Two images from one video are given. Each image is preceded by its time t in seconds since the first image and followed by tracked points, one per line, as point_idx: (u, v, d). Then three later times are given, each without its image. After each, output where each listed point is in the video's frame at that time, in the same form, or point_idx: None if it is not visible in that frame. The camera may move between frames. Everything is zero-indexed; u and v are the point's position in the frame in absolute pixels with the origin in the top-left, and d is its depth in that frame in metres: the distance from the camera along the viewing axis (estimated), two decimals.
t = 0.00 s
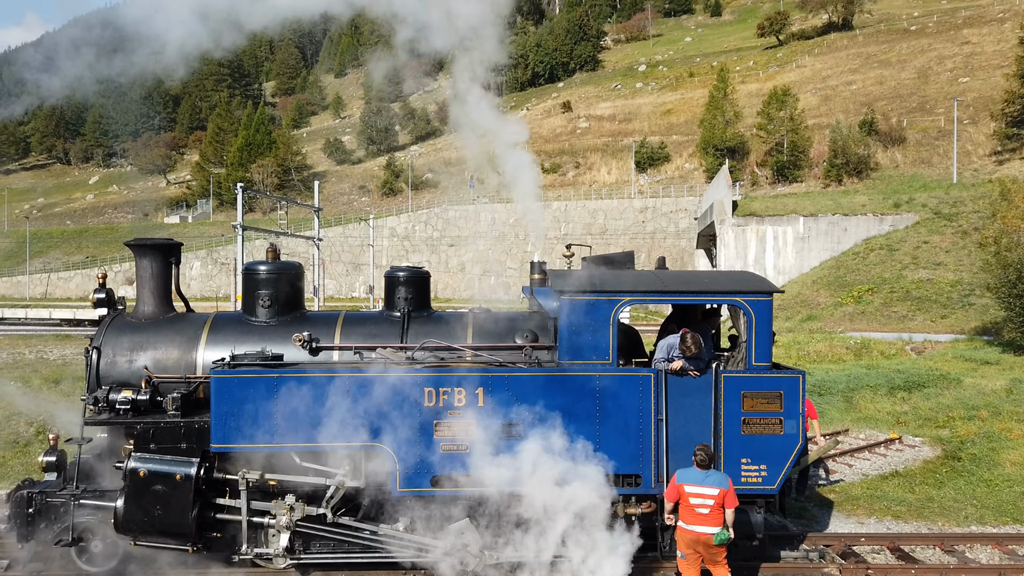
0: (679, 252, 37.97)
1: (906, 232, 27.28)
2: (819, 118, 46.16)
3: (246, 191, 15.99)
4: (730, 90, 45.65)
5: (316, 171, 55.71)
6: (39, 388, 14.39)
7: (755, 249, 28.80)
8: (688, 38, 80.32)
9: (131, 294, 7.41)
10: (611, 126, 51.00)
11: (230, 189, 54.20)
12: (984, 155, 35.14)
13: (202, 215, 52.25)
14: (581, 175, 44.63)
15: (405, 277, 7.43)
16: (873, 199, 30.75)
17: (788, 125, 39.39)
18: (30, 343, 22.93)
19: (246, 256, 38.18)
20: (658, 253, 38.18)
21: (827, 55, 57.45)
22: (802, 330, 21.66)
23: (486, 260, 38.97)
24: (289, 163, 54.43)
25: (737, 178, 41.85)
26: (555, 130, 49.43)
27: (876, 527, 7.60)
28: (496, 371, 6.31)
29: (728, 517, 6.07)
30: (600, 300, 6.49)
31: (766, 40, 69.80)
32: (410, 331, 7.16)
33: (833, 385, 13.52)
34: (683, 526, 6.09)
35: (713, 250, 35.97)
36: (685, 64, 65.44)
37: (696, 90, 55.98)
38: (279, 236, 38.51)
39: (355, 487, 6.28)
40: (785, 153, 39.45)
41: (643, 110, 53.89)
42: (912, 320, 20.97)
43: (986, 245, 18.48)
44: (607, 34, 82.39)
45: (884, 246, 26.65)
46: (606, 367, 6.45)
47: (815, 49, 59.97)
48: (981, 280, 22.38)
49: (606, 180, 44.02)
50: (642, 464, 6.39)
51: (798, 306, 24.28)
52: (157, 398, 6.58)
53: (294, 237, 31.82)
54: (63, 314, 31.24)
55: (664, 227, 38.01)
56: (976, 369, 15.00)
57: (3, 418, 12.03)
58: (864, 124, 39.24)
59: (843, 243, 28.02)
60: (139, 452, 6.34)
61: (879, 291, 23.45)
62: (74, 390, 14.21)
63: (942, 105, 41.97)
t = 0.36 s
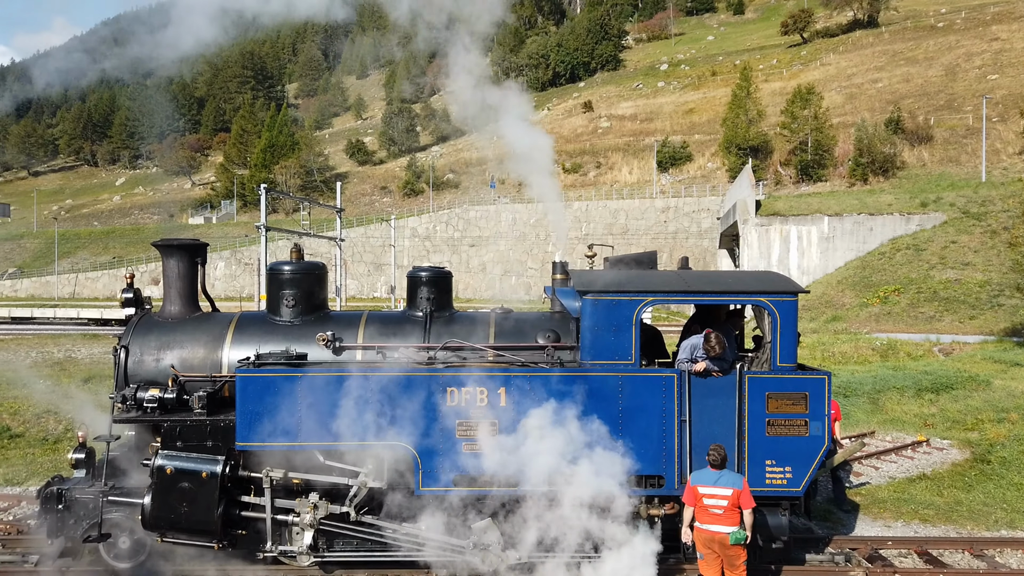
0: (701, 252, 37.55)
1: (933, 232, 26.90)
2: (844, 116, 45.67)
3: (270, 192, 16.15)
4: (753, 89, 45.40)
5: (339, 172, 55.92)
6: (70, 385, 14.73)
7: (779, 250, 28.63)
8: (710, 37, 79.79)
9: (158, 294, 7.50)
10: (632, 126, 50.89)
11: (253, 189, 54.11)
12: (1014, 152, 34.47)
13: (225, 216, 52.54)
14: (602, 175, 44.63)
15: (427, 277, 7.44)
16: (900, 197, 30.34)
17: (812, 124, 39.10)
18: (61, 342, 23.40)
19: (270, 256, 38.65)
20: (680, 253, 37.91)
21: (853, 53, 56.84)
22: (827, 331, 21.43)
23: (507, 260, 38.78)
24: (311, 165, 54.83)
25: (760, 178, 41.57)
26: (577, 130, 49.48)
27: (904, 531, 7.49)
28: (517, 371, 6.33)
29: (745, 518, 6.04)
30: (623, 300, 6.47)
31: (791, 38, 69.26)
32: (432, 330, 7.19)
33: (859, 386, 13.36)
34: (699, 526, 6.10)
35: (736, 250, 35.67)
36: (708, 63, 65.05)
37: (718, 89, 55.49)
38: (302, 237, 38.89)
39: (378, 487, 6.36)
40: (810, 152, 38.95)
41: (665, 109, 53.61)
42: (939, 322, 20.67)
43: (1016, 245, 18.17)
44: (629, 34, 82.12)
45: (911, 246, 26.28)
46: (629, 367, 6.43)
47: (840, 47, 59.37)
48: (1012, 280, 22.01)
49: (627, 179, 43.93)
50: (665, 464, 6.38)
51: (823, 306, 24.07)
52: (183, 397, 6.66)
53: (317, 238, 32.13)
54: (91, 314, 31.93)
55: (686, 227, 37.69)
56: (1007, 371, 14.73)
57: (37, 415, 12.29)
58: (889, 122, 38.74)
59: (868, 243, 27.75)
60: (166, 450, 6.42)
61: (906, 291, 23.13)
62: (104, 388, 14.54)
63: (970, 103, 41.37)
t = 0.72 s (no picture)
0: (729, 252, 37.35)
1: (968, 231, 26.39)
2: (875, 114, 45.00)
3: (298, 192, 16.37)
4: (782, 87, 45.06)
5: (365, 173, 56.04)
6: (107, 383, 15.10)
7: (809, 250, 28.20)
8: (737, 35, 79.13)
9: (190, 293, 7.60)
10: (659, 126, 50.65)
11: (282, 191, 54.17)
12: None
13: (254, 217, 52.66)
14: (628, 174, 44.52)
15: (454, 277, 7.46)
16: (933, 197, 29.81)
17: (842, 122, 38.65)
18: (96, 343, 23.74)
19: (298, 257, 39.25)
20: (708, 253, 37.58)
21: (884, 49, 56.07)
22: (859, 332, 21.15)
23: (532, 260, 38.72)
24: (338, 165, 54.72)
25: (789, 177, 41.17)
26: (603, 130, 49.40)
27: (938, 535, 7.35)
28: (543, 370, 6.33)
29: (772, 521, 5.97)
30: (651, 300, 6.45)
31: (820, 35, 68.65)
32: (459, 330, 7.22)
33: (891, 388, 13.14)
34: (725, 528, 6.05)
35: (765, 250, 35.19)
36: (735, 61, 64.55)
37: (746, 87, 54.88)
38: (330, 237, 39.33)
39: (406, 486, 6.41)
40: (840, 150, 38.39)
41: (692, 108, 53.18)
42: (974, 323, 20.28)
43: None
44: (655, 33, 81.65)
45: (945, 245, 25.81)
46: (658, 368, 6.40)
47: (871, 44, 58.63)
48: None
49: (654, 179, 43.77)
50: (694, 466, 6.33)
51: (854, 307, 23.76)
52: (215, 395, 6.74)
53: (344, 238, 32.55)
54: (125, 314, 32.50)
55: (713, 226, 37.39)
56: None
57: (72, 412, 12.66)
58: (922, 120, 38.05)
59: (901, 242, 27.21)
60: (198, 448, 6.51)
61: (940, 292, 22.70)
62: (140, 386, 14.90)
63: (1006, 100, 40.56)
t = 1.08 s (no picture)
0: (761, 251, 36.86)
1: (1009, 230, 25.79)
2: (911, 111, 44.26)
3: (329, 193, 16.54)
4: (815, 84, 44.63)
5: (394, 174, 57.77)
6: (152, 383, 15.54)
7: (843, 249, 27.79)
8: (769, 32, 78.41)
9: (225, 294, 7.72)
10: (689, 124, 50.29)
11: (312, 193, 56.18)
12: None
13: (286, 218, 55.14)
14: (658, 174, 44.58)
15: (485, 277, 7.57)
16: (971, 195, 29.25)
17: (877, 119, 38.19)
18: (132, 339, 25.27)
19: (329, 257, 39.92)
20: (740, 253, 37.28)
21: (919, 45, 55.20)
22: (894, 333, 20.87)
23: (561, 260, 38.76)
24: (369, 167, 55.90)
25: (822, 175, 40.77)
26: (632, 129, 49.28)
27: (977, 541, 7.20)
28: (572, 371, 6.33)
29: (807, 525, 5.88)
30: (683, 301, 6.41)
31: (855, 31, 67.95)
32: (489, 330, 7.25)
33: (929, 390, 12.89)
34: (758, 532, 5.97)
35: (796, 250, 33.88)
36: (767, 59, 64.05)
37: (778, 85, 54.36)
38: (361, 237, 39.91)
39: (436, 486, 6.47)
40: (875, 148, 37.93)
41: (723, 107, 52.75)
42: (1016, 324, 19.85)
43: None
44: (685, 31, 81.20)
45: (984, 244, 25.25)
46: (691, 369, 6.33)
47: (907, 39, 57.78)
48: None
49: (684, 178, 43.75)
50: (726, 469, 6.29)
51: (890, 308, 23.40)
52: (250, 393, 6.87)
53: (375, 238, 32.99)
54: (159, 313, 34.15)
55: (745, 225, 37.10)
56: None
57: (110, 410, 13.31)
58: (960, 117, 37.30)
59: (938, 241, 26.75)
60: (234, 445, 6.67)
61: (979, 292, 22.24)
62: (176, 385, 15.22)
63: None
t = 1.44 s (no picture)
0: (804, 251, 36.33)
1: None
2: (960, 107, 43.12)
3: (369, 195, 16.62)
4: (860, 80, 43.81)
5: (431, 175, 59.81)
6: (205, 382, 15.99)
7: (889, 248, 26.96)
8: (812, 28, 77.15)
9: (270, 294, 7.93)
10: (729, 121, 49.51)
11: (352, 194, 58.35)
12: None
13: (326, 219, 57.12)
14: (698, 172, 44.18)
15: (523, 277, 7.65)
16: None
17: (925, 116, 37.30)
18: (178, 339, 26.37)
19: (368, 257, 40.58)
20: (781, 253, 36.88)
21: (969, 39, 53.79)
22: (942, 335, 20.41)
23: (598, 260, 38.69)
24: (406, 168, 58.06)
25: (867, 173, 40.15)
26: (670, 127, 48.93)
27: None
28: (614, 372, 6.36)
29: (853, 530, 5.76)
30: (725, 301, 6.35)
31: (901, 26, 66.65)
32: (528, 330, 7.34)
33: (980, 393, 12.54)
34: (803, 537, 5.88)
35: (841, 250, 33.71)
36: (809, 55, 63.05)
37: (821, 82, 53.46)
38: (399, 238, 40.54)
39: (475, 484, 6.61)
40: (922, 145, 37.15)
41: (765, 104, 51.92)
42: None
43: None
44: (725, 28, 80.21)
45: None
46: (733, 370, 6.27)
47: (956, 33, 56.36)
48: None
49: (724, 176, 43.79)
50: (770, 472, 6.19)
51: (938, 309, 22.83)
52: (293, 392, 7.11)
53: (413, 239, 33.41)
54: (204, 312, 35.30)
55: (787, 225, 36.72)
56: None
57: (157, 407, 13.78)
58: (1012, 112, 36.18)
59: (989, 240, 25.69)
60: (278, 443, 6.94)
61: None
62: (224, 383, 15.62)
63: None
